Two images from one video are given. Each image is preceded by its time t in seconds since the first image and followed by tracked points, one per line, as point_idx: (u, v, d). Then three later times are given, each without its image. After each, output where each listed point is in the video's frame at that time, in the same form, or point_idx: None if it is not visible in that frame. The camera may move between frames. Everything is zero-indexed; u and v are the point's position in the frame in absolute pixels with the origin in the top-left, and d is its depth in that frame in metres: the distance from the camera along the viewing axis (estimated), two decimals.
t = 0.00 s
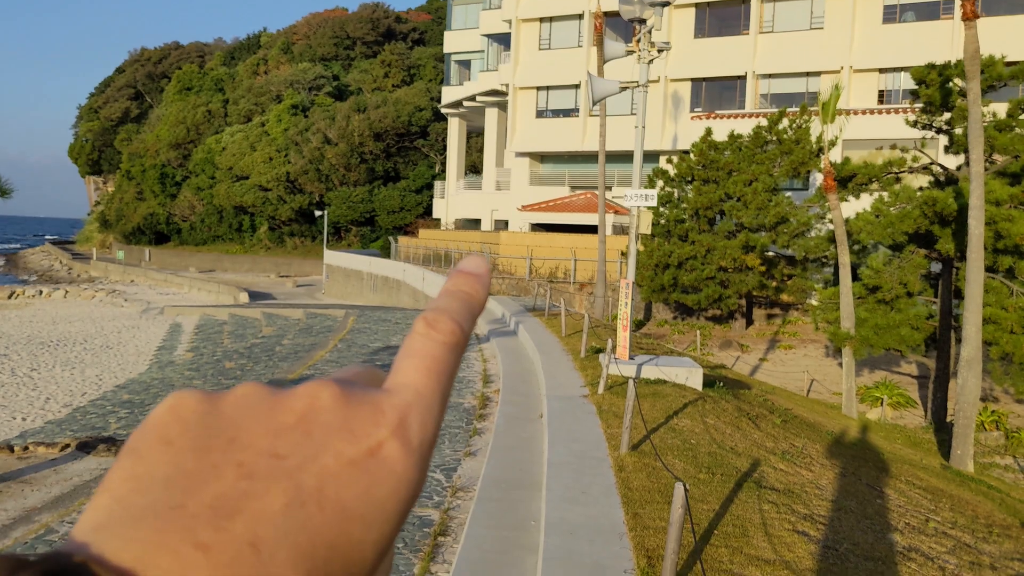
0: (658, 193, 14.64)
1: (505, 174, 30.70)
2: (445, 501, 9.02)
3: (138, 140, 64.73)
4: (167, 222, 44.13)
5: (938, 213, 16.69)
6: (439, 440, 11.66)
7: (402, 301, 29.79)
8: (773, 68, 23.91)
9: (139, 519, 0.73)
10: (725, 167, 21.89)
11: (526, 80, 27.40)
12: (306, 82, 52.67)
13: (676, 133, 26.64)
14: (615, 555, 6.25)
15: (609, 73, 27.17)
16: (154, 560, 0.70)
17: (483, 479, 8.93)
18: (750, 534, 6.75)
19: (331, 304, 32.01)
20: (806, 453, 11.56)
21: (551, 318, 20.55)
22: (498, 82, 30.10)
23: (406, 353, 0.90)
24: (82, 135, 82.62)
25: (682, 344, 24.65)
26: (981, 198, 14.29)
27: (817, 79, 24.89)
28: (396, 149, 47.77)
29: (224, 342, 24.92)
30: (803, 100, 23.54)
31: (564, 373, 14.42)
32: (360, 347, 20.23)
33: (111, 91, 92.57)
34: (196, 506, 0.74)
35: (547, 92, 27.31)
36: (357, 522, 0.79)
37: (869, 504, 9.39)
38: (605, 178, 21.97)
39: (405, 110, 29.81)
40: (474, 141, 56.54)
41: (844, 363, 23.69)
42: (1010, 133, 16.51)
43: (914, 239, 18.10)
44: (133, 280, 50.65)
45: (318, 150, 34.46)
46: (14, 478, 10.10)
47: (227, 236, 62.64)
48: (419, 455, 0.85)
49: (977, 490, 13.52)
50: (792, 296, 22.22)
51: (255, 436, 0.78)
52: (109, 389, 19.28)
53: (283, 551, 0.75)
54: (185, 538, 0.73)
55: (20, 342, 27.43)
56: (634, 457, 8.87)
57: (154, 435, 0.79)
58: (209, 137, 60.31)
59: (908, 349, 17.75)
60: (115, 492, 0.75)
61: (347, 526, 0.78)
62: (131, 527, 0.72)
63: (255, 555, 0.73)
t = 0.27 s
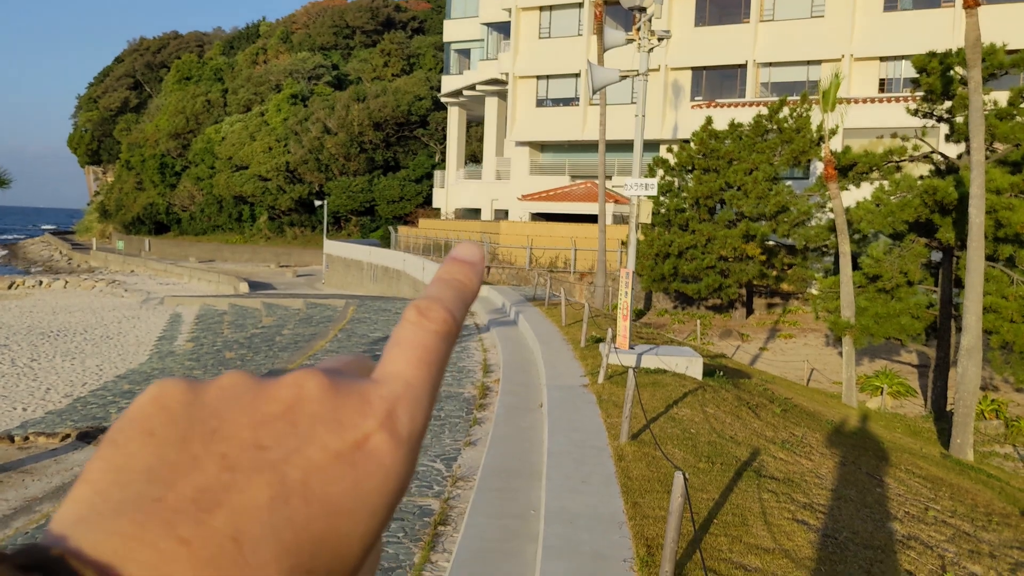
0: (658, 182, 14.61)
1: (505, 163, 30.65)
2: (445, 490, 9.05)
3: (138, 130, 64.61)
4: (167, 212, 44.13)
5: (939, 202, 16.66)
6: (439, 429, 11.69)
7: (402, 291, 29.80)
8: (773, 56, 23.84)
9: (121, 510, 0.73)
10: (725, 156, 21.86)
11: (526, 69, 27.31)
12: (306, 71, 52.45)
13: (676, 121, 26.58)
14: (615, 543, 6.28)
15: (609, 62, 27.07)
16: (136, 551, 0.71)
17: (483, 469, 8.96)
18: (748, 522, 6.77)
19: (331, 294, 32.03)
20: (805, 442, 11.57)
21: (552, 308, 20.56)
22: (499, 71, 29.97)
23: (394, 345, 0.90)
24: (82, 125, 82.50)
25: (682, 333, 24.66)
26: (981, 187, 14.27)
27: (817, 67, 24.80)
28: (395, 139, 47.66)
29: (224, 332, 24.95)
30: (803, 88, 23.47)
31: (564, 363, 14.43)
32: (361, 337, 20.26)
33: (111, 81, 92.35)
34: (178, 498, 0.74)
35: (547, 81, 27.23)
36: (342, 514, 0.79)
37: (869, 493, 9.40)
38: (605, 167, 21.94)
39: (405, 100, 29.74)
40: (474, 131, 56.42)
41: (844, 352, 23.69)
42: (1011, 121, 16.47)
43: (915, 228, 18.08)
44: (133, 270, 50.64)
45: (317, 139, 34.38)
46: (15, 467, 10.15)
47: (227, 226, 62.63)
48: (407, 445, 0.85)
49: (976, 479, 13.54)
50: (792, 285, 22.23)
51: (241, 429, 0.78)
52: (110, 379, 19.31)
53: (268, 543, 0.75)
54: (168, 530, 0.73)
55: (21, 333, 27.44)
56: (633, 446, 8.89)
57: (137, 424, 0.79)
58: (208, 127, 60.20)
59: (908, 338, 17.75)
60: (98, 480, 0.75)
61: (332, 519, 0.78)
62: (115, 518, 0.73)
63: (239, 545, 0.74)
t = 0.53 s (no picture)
0: (658, 171, 14.55)
1: (505, 153, 30.58)
2: (446, 480, 9.06)
3: (137, 119, 64.44)
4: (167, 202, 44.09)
5: (940, 191, 16.62)
6: (440, 419, 11.69)
7: (402, 281, 29.79)
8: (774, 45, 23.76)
9: (123, 504, 0.71)
10: (725, 145, 21.82)
11: (526, 58, 27.22)
12: (305, 60, 52.24)
13: (677, 111, 26.50)
14: (616, 532, 6.29)
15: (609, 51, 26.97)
16: (141, 544, 0.68)
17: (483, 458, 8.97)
18: (749, 511, 6.77)
19: (331, 284, 32.03)
20: (805, 431, 11.57)
21: (552, 298, 20.55)
22: (498, 60, 29.85)
23: (398, 339, 0.88)
24: (81, 115, 82.33)
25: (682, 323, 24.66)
26: (982, 175, 14.23)
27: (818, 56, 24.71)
28: (395, 129, 47.56)
29: (225, 322, 24.96)
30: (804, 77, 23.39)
31: (564, 353, 14.42)
32: (361, 327, 20.27)
33: (110, 71, 92.12)
34: (181, 492, 0.72)
35: (547, 70, 27.14)
36: (346, 509, 0.77)
37: (869, 482, 9.40)
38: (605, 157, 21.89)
39: (404, 89, 29.65)
40: (473, 120, 56.31)
41: (845, 341, 23.67)
42: (1012, 110, 16.42)
43: (916, 217, 18.04)
44: (133, 260, 50.60)
45: (317, 129, 34.31)
46: (16, 457, 10.18)
47: (227, 216, 62.56)
48: (410, 441, 0.83)
49: (977, 468, 13.53)
50: (792, 275, 22.22)
51: (245, 423, 0.76)
52: (110, 369, 19.33)
53: (272, 539, 0.73)
54: (171, 525, 0.71)
55: (21, 323, 27.45)
56: (634, 436, 8.88)
57: (139, 421, 0.77)
58: (207, 117, 60.06)
59: (908, 328, 17.74)
60: (97, 479, 0.74)
61: (335, 516, 0.76)
62: (116, 511, 0.71)
63: (243, 540, 0.72)
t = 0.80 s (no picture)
0: (658, 160, 14.49)
1: (505, 142, 30.51)
2: (447, 470, 9.06)
3: (137, 109, 64.27)
4: (166, 192, 44.02)
5: (941, 180, 16.56)
6: (440, 409, 11.68)
7: (402, 271, 29.76)
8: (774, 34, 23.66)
9: (125, 513, 0.71)
10: (726, 134, 21.76)
11: (526, 48, 27.11)
12: (304, 49, 52.04)
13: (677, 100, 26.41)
14: (617, 522, 6.28)
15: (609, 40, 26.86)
16: (134, 562, 0.68)
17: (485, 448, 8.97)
18: (751, 502, 6.75)
19: (331, 274, 32.00)
20: (806, 421, 11.56)
21: (552, 288, 20.54)
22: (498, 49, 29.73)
23: (399, 335, 0.84)
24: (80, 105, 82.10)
25: (682, 313, 24.65)
26: (983, 164, 14.17)
27: (819, 45, 24.60)
28: (395, 119, 47.46)
29: (225, 312, 24.94)
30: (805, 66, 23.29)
31: (565, 343, 14.41)
32: (361, 317, 20.26)
33: (109, 61, 91.91)
34: (178, 502, 0.71)
35: (547, 59, 27.04)
36: (344, 514, 0.75)
37: (870, 472, 9.39)
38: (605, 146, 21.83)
39: (404, 79, 29.55)
40: (473, 110, 56.20)
41: (845, 331, 23.66)
42: (1014, 99, 16.36)
43: (917, 207, 17.99)
44: (133, 250, 50.56)
45: (316, 119, 34.22)
46: (16, 447, 10.18)
47: (227, 206, 62.47)
48: (411, 441, 0.81)
49: (977, 457, 13.54)
50: (793, 264, 22.18)
51: (240, 429, 0.75)
52: (111, 359, 19.33)
53: (269, 546, 0.72)
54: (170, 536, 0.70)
55: (21, 313, 27.42)
56: (634, 426, 8.86)
57: (138, 430, 0.76)
58: (206, 106, 59.91)
59: (909, 317, 17.71)
60: (101, 486, 0.73)
61: (335, 515, 0.75)
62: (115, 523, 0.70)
63: (239, 551, 0.71)
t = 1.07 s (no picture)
0: (660, 150, 14.41)
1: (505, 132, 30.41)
2: (448, 461, 9.03)
3: (136, 99, 64.06)
4: (166, 182, 43.92)
5: (943, 171, 16.47)
6: (441, 399, 11.65)
7: (402, 261, 29.73)
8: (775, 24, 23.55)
9: (81, 525, 0.67)
10: (727, 125, 21.68)
11: (526, 37, 26.99)
12: (304, 39, 51.86)
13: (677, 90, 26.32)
14: (620, 513, 6.24)
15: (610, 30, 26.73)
16: (90, 568, 0.65)
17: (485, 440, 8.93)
18: (754, 493, 6.72)
19: (331, 264, 31.95)
20: (808, 412, 11.53)
21: (552, 279, 20.50)
22: (498, 39, 29.58)
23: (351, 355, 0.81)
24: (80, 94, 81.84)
25: (683, 304, 24.61)
26: (986, 155, 14.09)
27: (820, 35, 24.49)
28: (395, 109, 47.33)
29: (225, 302, 24.89)
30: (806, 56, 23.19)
31: (566, 334, 14.37)
32: (361, 308, 20.22)
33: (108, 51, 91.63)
34: (136, 514, 0.68)
35: (547, 49, 26.92)
36: (299, 527, 0.73)
37: (873, 463, 9.35)
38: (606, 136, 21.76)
39: (403, 68, 29.42)
40: (474, 100, 56.06)
41: (845, 322, 23.63)
42: (1016, 89, 16.27)
43: (919, 197, 17.92)
44: (133, 240, 50.49)
45: (316, 109, 34.07)
46: (15, 437, 10.10)
47: (227, 196, 62.36)
48: (365, 459, 0.78)
49: (978, 448, 13.53)
50: (793, 255, 22.13)
51: (196, 448, 0.72)
52: (111, 349, 19.29)
53: (223, 561, 0.69)
54: (125, 546, 0.67)
55: (21, 303, 27.37)
56: (636, 418, 8.83)
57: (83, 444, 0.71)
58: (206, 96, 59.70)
59: (910, 308, 17.67)
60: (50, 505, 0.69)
61: (289, 532, 0.72)
62: (71, 532, 0.66)
63: (194, 560, 0.68)
